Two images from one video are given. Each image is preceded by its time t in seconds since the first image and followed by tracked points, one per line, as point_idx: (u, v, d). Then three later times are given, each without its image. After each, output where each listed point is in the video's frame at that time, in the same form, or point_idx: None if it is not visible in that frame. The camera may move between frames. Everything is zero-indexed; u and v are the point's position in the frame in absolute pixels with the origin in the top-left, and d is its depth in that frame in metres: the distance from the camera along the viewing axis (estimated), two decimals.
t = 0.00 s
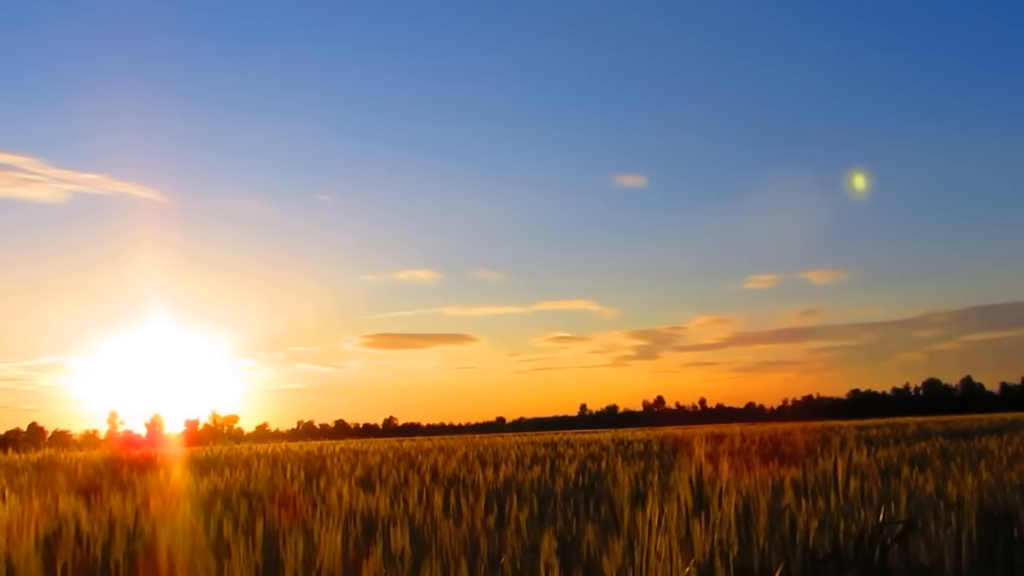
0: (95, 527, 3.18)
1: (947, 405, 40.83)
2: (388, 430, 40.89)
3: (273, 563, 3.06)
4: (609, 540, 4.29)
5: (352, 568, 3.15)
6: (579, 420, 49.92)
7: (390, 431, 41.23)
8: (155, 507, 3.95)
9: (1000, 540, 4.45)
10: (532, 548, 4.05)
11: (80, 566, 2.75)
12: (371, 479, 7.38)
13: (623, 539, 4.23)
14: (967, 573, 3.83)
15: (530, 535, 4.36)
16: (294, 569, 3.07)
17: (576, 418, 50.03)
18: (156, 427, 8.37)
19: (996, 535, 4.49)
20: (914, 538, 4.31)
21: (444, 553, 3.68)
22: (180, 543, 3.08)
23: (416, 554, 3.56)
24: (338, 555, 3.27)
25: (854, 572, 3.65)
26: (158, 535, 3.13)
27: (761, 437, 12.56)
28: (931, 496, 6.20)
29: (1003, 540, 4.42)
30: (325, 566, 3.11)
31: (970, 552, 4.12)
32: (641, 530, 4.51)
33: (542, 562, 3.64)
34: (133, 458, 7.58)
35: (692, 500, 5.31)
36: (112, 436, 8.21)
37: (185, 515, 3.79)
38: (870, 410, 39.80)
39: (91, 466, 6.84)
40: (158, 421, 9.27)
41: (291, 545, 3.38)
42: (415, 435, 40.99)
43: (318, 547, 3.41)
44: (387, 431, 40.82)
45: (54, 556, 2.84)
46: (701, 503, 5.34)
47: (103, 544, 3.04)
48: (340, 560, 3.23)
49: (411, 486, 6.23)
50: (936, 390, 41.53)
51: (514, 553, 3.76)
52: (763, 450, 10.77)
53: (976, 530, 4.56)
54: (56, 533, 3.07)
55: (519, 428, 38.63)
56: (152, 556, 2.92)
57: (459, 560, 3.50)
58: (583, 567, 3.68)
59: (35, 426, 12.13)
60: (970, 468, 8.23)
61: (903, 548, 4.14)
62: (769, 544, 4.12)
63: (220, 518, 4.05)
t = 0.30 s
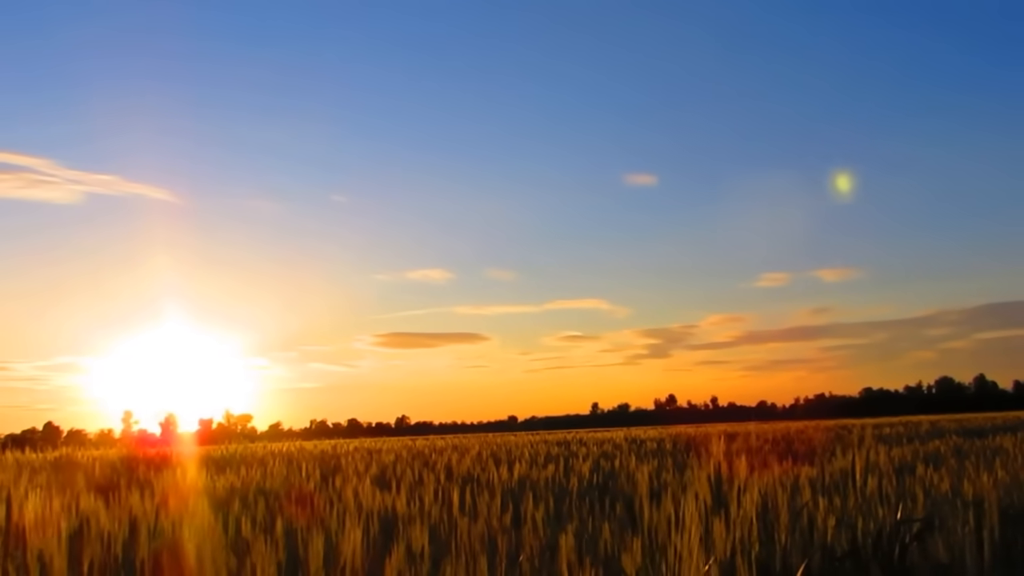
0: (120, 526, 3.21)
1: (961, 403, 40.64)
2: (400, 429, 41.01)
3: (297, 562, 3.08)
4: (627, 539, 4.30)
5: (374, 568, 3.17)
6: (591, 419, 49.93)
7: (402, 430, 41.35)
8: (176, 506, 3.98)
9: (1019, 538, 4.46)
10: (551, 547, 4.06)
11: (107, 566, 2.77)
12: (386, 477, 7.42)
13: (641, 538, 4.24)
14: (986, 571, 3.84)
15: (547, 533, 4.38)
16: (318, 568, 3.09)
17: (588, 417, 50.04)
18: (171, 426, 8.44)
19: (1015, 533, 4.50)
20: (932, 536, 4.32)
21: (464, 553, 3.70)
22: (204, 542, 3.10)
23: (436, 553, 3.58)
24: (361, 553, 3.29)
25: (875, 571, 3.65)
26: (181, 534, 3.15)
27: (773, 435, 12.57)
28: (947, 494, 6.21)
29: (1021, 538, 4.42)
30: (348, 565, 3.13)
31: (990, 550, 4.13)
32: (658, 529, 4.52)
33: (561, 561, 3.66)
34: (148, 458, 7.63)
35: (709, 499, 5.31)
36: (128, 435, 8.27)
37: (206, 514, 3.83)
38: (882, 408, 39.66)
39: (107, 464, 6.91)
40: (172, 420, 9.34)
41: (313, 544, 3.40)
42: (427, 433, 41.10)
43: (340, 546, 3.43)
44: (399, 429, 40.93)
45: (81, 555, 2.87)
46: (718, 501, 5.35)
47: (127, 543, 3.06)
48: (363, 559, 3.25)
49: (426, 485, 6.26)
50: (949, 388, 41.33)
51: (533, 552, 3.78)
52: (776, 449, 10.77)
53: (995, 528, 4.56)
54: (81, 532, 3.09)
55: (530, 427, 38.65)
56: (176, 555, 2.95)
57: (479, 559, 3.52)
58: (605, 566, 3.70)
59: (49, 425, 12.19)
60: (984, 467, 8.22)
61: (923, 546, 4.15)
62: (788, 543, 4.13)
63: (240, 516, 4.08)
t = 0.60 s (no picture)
0: (144, 523, 3.26)
1: (975, 401, 40.41)
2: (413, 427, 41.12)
3: (319, 558, 3.12)
4: (644, 536, 4.32)
5: (394, 566, 3.21)
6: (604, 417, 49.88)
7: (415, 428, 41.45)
8: (197, 503, 4.04)
9: None
10: (567, 546, 4.09)
11: (132, 564, 2.82)
12: (401, 475, 7.46)
13: (656, 535, 4.27)
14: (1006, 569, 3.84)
15: (563, 530, 4.41)
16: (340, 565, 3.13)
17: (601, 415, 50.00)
18: (186, 425, 8.50)
19: None
20: (950, 535, 4.32)
21: (483, 550, 3.74)
22: (226, 540, 3.15)
23: (455, 550, 3.61)
24: (382, 550, 3.34)
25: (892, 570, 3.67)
26: (201, 531, 3.20)
27: (787, 434, 12.54)
28: (963, 492, 6.19)
29: None
30: (369, 562, 3.16)
31: (1008, 548, 4.12)
32: (674, 528, 4.54)
33: (578, 559, 3.68)
34: (165, 455, 7.71)
35: (724, 496, 5.33)
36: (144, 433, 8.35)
37: (226, 512, 3.87)
38: (896, 407, 39.48)
39: (124, 463, 6.97)
40: (185, 418, 9.40)
41: (333, 541, 3.44)
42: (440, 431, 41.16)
43: (359, 542, 3.47)
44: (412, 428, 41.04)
45: (106, 552, 2.92)
46: (734, 499, 5.37)
47: (150, 540, 3.11)
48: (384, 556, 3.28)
49: (441, 483, 6.30)
50: (963, 386, 41.10)
51: (549, 549, 3.81)
52: (789, 447, 10.76)
53: (1013, 526, 4.56)
54: (107, 528, 3.15)
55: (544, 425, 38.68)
56: (200, 552, 2.99)
57: (498, 556, 3.55)
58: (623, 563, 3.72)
59: (66, 423, 12.30)
60: (1001, 465, 8.19)
61: (940, 545, 4.15)
62: (805, 541, 4.15)
63: (260, 514, 4.13)
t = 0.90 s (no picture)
0: (166, 521, 3.30)
1: (989, 399, 40.22)
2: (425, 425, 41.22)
3: (340, 553, 3.16)
4: (659, 534, 4.33)
5: (414, 563, 3.24)
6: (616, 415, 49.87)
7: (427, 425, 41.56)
8: (215, 500, 4.08)
9: None
10: (583, 542, 4.12)
11: (154, 561, 2.85)
12: (415, 472, 7.51)
13: (671, 532, 4.29)
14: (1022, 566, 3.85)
15: (578, 527, 4.43)
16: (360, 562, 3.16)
17: (613, 413, 49.99)
18: (199, 423, 8.56)
19: None
20: (965, 531, 4.33)
21: (501, 547, 3.76)
22: (248, 539, 3.18)
23: (472, 547, 3.64)
24: (403, 547, 3.36)
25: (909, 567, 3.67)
26: (221, 526, 3.24)
27: (800, 432, 12.54)
28: (977, 489, 6.20)
29: None
30: (389, 559, 3.19)
31: None
32: (690, 525, 4.55)
33: (595, 555, 3.70)
34: (180, 453, 7.75)
35: (739, 494, 5.33)
36: (159, 430, 8.41)
37: (245, 508, 3.92)
38: (909, 405, 39.33)
39: (140, 459, 7.03)
40: (199, 416, 9.46)
41: (353, 538, 3.48)
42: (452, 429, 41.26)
43: (378, 538, 3.50)
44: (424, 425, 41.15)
45: (128, 547, 2.96)
46: (749, 497, 5.37)
47: (170, 536, 3.15)
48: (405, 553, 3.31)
49: (456, 480, 6.34)
50: (976, 384, 40.90)
51: (565, 545, 3.83)
52: (802, 445, 10.74)
53: None
54: (129, 524, 3.18)
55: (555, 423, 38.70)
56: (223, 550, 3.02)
57: (516, 552, 3.58)
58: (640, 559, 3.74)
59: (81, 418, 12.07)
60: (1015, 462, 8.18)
61: (956, 541, 4.16)
62: (821, 538, 4.15)
63: (277, 511, 4.17)
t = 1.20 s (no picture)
0: (186, 520, 3.33)
1: (1001, 396, 40.03)
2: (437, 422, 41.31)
3: (358, 552, 3.19)
4: (673, 532, 4.35)
5: (432, 562, 3.26)
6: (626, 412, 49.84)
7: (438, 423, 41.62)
8: (233, 499, 4.11)
9: None
10: (597, 541, 4.14)
11: (176, 560, 2.89)
12: (428, 470, 7.54)
13: (686, 530, 4.29)
14: None
15: (592, 525, 4.44)
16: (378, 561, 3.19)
17: (623, 410, 49.97)
18: (212, 420, 8.61)
19: None
20: (981, 529, 4.32)
21: (516, 545, 3.79)
22: (267, 539, 3.22)
23: (487, 545, 3.67)
24: (419, 546, 3.39)
25: (925, 565, 3.68)
26: (238, 525, 3.27)
27: (811, 429, 12.52)
28: (991, 486, 6.18)
29: None
30: (406, 558, 3.22)
31: None
32: (703, 523, 4.57)
33: (610, 554, 3.71)
34: (194, 451, 7.80)
35: (754, 491, 5.34)
36: (172, 428, 8.46)
37: (260, 507, 3.95)
38: (921, 401, 39.18)
39: (154, 457, 7.07)
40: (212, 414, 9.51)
41: (369, 536, 3.50)
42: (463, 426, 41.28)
43: (393, 536, 3.53)
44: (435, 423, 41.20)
45: (146, 546, 2.99)
46: (763, 495, 5.38)
47: (188, 535, 3.17)
48: (421, 551, 3.34)
49: (468, 478, 6.36)
50: (988, 381, 40.71)
51: (580, 543, 3.85)
52: (813, 442, 10.73)
53: None
54: (151, 523, 3.22)
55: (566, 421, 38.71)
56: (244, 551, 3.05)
57: (532, 550, 3.60)
58: (656, 558, 3.75)
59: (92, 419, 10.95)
60: None
61: (971, 540, 4.15)
62: (836, 536, 4.16)
63: (294, 510, 4.20)
